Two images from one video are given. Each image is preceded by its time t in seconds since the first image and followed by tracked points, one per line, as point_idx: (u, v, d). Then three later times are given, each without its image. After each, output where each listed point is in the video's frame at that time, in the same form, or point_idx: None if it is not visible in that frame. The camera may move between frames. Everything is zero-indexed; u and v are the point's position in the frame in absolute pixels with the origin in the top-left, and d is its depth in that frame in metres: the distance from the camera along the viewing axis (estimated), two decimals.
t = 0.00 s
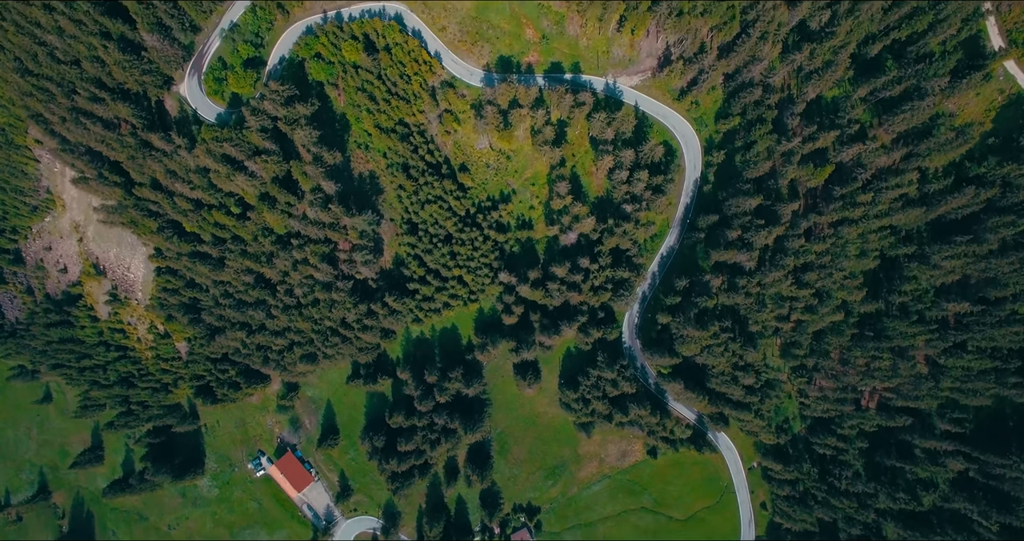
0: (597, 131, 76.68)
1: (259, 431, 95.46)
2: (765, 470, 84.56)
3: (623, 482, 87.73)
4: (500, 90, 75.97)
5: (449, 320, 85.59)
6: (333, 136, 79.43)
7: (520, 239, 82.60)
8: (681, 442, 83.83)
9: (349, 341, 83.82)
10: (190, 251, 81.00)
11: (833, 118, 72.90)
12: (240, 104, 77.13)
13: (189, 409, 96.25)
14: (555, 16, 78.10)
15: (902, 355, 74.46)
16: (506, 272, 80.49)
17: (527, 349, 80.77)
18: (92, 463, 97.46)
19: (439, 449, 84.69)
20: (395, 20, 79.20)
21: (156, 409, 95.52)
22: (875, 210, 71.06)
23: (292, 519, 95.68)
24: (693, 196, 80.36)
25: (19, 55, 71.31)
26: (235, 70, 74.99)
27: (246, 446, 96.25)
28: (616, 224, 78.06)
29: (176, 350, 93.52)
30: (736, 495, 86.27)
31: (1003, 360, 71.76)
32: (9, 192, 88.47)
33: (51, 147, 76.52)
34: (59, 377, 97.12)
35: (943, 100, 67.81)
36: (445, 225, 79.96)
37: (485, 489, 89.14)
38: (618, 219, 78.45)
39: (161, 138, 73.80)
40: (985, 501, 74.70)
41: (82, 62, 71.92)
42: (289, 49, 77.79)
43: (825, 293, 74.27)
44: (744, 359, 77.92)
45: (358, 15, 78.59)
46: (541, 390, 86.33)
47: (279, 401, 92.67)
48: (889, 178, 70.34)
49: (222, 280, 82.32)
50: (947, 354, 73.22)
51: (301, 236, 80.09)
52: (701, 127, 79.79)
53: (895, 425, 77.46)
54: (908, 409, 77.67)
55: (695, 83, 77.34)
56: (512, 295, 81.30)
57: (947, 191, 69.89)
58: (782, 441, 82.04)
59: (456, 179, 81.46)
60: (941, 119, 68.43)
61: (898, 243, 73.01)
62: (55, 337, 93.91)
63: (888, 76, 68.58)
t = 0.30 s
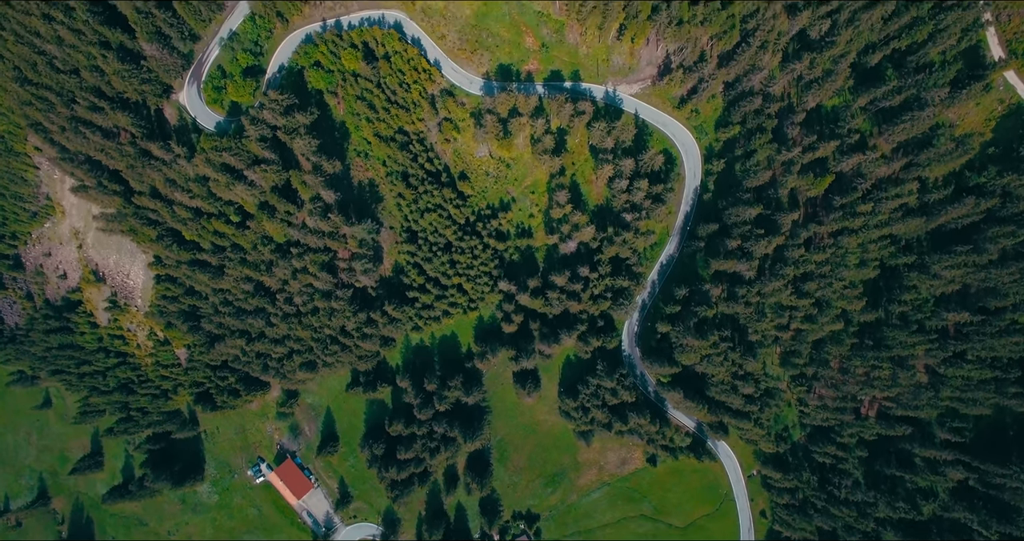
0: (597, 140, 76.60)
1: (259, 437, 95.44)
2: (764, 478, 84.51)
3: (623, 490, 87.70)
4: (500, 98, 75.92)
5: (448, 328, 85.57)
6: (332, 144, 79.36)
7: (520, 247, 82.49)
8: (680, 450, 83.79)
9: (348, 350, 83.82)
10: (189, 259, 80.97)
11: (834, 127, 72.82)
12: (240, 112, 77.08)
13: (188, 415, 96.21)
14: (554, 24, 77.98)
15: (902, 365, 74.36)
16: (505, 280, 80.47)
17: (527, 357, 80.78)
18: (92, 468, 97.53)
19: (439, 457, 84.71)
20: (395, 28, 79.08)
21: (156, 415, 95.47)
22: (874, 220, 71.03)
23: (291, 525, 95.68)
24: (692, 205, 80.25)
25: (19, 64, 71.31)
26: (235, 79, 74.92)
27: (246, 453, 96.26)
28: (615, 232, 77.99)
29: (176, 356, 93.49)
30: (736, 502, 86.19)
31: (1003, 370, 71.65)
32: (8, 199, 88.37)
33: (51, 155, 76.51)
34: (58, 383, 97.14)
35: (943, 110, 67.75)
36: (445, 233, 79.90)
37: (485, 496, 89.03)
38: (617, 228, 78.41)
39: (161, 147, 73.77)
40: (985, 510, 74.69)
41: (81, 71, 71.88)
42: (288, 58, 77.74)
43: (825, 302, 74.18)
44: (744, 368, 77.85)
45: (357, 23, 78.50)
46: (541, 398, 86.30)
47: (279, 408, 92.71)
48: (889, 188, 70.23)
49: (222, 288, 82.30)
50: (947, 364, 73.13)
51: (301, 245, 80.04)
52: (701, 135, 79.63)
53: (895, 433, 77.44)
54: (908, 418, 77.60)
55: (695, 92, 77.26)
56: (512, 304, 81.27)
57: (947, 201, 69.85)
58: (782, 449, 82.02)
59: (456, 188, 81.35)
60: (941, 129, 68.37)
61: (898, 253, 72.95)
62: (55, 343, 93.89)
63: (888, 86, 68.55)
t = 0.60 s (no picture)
0: (596, 150, 76.51)
1: (258, 444, 95.40)
2: (763, 487, 84.46)
3: (622, 498, 87.67)
4: (499, 109, 75.89)
5: (448, 337, 85.57)
6: (331, 154, 79.26)
7: (519, 256, 82.37)
8: (680, 459, 83.74)
9: (347, 359, 83.80)
10: (188, 268, 80.88)
11: (833, 138, 72.75)
12: (238, 122, 77.00)
13: (187, 423, 96.17)
14: (554, 34, 77.92)
15: (901, 376, 74.30)
16: (504, 290, 80.45)
17: (526, 367, 80.79)
18: (91, 475, 97.51)
19: (438, 466, 84.69)
20: (394, 37, 78.96)
21: (155, 422, 95.37)
22: (874, 231, 71.01)
23: (290, 533, 95.62)
24: (692, 214, 80.15)
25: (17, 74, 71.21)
26: (234, 89, 74.86)
27: (245, 460, 96.24)
28: (615, 242, 77.96)
29: (175, 364, 93.41)
30: (735, 511, 86.11)
31: (1002, 381, 71.62)
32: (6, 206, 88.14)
33: (49, 164, 76.41)
34: (57, 390, 97.11)
35: (942, 122, 67.73)
36: (444, 243, 79.82)
37: (484, 504, 88.88)
38: (617, 238, 78.36)
39: (159, 158, 73.68)
40: (984, 521, 74.62)
41: (80, 82, 71.78)
42: (287, 67, 77.66)
43: (824, 313, 74.11)
44: (743, 378, 77.79)
45: (356, 32, 78.43)
46: (540, 406, 86.30)
47: (278, 416, 92.69)
48: (888, 199, 70.15)
49: (220, 298, 82.23)
50: (946, 375, 73.06)
51: (300, 255, 79.96)
52: (700, 145, 79.49)
53: (894, 444, 77.40)
54: (907, 428, 77.52)
55: (695, 101, 77.17)
56: (511, 314, 81.24)
57: (946, 213, 69.80)
58: (781, 459, 82.01)
59: (455, 197, 81.24)
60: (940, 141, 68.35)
61: (897, 263, 72.84)
62: (54, 350, 93.79)
63: (888, 97, 68.58)
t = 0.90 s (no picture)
0: (596, 159, 76.44)
1: (258, 451, 95.38)
2: (763, 495, 84.38)
3: (621, 506, 87.56)
4: (498, 118, 75.92)
5: (447, 345, 85.57)
6: (330, 163, 79.20)
7: (518, 264, 82.28)
8: (679, 467, 83.63)
9: (347, 367, 83.77)
10: (187, 276, 80.84)
11: (833, 147, 72.71)
12: (238, 131, 76.92)
13: (186, 429, 96.13)
14: (553, 42, 77.89)
15: (901, 385, 74.27)
16: (504, 299, 80.41)
17: (525, 376, 80.81)
18: (91, 481, 97.55)
19: (437, 475, 84.67)
20: (393, 45, 78.91)
21: (154, 428, 95.35)
22: (873, 241, 70.97)
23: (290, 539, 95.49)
24: (691, 223, 80.08)
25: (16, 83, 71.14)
26: (233, 98, 74.80)
27: (244, 467, 96.22)
28: (614, 251, 77.88)
29: (174, 371, 93.41)
30: (735, 519, 85.94)
31: (1002, 391, 71.57)
32: (5, 212, 88.00)
33: (48, 172, 76.37)
34: (57, 396, 97.10)
35: (942, 132, 67.70)
36: (443, 251, 79.74)
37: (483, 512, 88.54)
38: (616, 246, 78.32)
39: (158, 167, 73.60)
40: (984, 530, 74.59)
41: (79, 91, 71.69)
42: (286, 75, 77.57)
43: (823, 322, 74.04)
44: (742, 388, 77.73)
45: (355, 40, 78.36)
46: (539, 414, 86.29)
47: (278, 423, 92.72)
48: (888, 209, 70.08)
49: (220, 306, 82.23)
50: (946, 385, 72.97)
51: (299, 264, 79.91)
52: (700, 153, 79.38)
53: (893, 453, 77.37)
54: (906, 437, 77.43)
55: (694, 110, 77.04)
56: (510, 322, 81.22)
57: (945, 223, 69.77)
58: (780, 467, 81.95)
59: (454, 205, 81.16)
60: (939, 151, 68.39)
61: (897, 273, 72.67)
62: (53, 356, 93.72)
63: (887, 107, 68.59)
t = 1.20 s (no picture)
0: (595, 169, 76.36)
1: (257, 459, 95.32)
2: (762, 504, 84.29)
3: (621, 514, 87.42)
4: (497, 128, 75.92)
5: (446, 354, 85.53)
6: (330, 172, 79.15)
7: (517, 274, 82.18)
8: (679, 477, 83.55)
9: (346, 377, 83.71)
10: (186, 286, 80.77)
11: (833, 158, 72.66)
12: (237, 141, 76.86)
13: (185, 437, 96.04)
14: (553, 52, 77.89)
15: (900, 396, 74.23)
16: (503, 308, 80.36)
17: (524, 386, 80.79)
18: (90, 488, 97.55)
19: (436, 484, 84.61)
20: (392, 55, 78.79)
21: (154, 436, 95.34)
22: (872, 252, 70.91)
23: None
24: (690, 232, 80.01)
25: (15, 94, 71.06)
26: (232, 108, 74.73)
27: (244, 475, 96.19)
28: (614, 261, 77.83)
29: (174, 379, 93.40)
30: (734, 528, 85.85)
31: (1001, 402, 71.53)
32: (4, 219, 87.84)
33: (47, 182, 76.27)
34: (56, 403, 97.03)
35: (941, 143, 67.65)
36: (442, 261, 79.65)
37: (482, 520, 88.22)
38: (615, 256, 78.29)
39: (157, 178, 73.51)
40: None
41: (78, 102, 71.58)
42: (285, 85, 77.46)
43: (823, 333, 73.98)
44: (742, 398, 77.64)
45: (355, 50, 78.30)
46: (538, 423, 86.24)
47: (277, 431, 92.67)
48: (887, 220, 70.03)
49: (219, 315, 82.18)
50: (945, 396, 72.89)
51: (298, 274, 79.81)
52: (700, 162, 79.28)
53: (893, 463, 77.26)
54: (906, 448, 77.27)
55: (694, 119, 76.92)
56: (509, 332, 81.18)
57: (945, 234, 69.69)
58: (780, 476, 81.88)
59: (453, 215, 81.06)
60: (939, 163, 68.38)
61: (897, 283, 72.55)
62: (53, 364, 93.61)
63: (887, 119, 68.53)
